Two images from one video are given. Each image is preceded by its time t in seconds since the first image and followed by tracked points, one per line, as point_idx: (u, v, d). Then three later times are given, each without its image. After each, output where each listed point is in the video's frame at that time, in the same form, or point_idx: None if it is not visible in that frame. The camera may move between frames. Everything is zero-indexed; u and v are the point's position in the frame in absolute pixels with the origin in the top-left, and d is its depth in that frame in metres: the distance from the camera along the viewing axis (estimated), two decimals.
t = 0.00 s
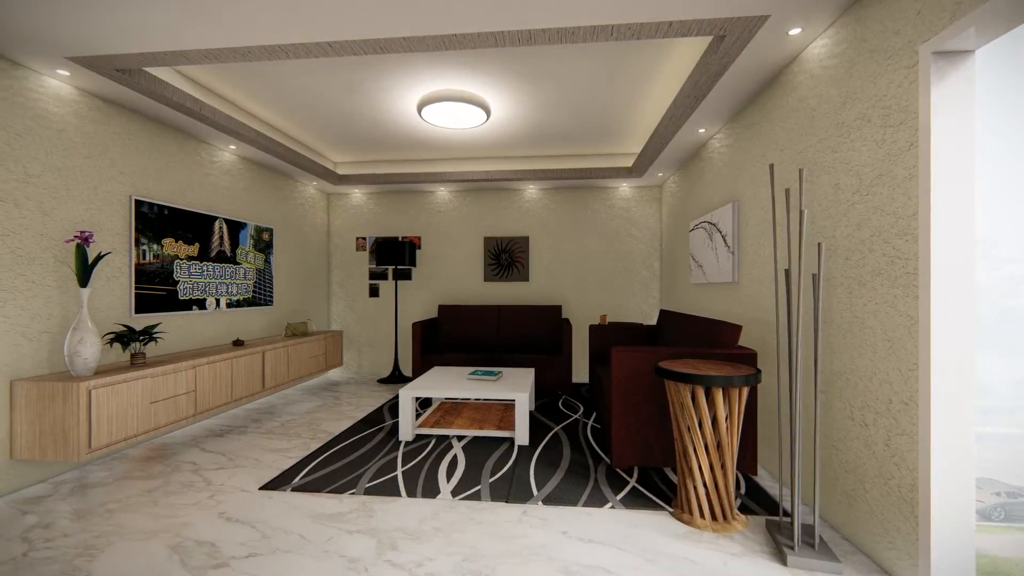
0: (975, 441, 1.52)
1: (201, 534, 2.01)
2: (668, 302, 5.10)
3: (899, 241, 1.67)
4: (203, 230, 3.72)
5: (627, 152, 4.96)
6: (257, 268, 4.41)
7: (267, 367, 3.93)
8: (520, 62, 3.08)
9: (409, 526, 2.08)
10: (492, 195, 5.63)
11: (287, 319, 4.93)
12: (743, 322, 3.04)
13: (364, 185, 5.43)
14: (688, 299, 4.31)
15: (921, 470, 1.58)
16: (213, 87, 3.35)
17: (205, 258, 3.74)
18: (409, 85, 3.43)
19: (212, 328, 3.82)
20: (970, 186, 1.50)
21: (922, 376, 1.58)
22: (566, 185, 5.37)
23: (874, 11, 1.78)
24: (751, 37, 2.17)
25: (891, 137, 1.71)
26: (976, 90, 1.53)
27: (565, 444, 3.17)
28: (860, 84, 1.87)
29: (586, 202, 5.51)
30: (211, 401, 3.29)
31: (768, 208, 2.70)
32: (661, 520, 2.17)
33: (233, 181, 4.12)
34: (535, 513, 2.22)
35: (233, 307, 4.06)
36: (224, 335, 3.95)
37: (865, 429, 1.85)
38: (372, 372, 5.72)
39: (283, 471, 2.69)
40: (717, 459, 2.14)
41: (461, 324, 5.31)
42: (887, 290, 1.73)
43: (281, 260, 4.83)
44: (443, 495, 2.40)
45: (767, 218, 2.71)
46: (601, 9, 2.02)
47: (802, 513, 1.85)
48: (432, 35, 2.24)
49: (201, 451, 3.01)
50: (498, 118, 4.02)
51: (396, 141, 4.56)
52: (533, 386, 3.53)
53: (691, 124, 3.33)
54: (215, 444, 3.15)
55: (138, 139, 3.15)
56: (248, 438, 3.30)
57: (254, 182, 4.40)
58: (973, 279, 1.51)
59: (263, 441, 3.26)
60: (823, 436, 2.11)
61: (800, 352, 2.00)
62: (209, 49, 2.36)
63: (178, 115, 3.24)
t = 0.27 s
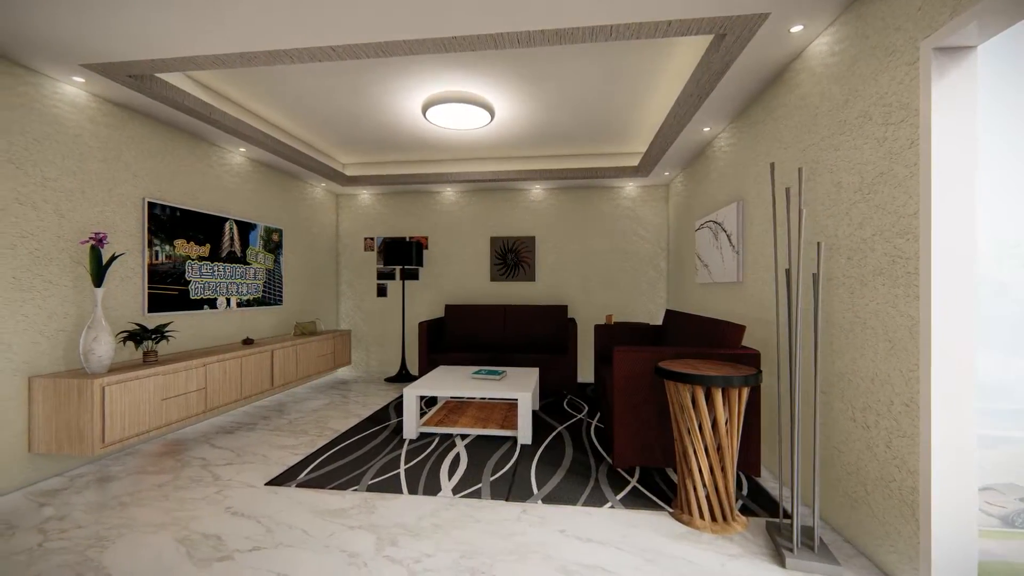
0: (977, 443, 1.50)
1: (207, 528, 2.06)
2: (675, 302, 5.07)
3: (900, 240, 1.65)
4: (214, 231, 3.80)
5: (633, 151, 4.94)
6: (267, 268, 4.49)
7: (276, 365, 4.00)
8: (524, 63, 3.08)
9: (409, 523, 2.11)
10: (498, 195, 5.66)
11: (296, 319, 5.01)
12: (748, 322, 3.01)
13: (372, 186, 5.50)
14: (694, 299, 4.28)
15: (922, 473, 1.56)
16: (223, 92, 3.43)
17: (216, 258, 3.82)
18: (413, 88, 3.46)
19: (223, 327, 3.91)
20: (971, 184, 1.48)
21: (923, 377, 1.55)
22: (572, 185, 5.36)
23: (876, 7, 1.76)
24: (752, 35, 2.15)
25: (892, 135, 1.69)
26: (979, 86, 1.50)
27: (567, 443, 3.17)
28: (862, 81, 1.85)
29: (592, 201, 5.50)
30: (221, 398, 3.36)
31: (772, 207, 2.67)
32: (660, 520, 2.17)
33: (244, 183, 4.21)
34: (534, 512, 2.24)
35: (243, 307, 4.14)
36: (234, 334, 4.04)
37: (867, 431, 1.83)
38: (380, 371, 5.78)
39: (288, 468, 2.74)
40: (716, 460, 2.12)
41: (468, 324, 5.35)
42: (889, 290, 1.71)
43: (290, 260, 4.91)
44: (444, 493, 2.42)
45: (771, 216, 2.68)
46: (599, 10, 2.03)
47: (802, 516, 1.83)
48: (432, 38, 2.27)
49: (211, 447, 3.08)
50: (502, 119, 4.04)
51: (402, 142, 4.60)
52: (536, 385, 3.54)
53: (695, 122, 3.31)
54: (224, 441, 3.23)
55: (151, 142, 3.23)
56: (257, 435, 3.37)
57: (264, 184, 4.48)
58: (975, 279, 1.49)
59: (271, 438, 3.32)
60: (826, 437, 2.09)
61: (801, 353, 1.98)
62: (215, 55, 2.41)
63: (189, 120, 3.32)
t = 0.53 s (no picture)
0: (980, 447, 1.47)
1: (214, 523, 2.11)
2: (682, 302, 5.03)
3: (903, 240, 1.62)
4: (224, 232, 3.87)
5: (639, 150, 4.91)
6: (276, 268, 4.56)
7: (284, 364, 4.07)
8: (528, 64, 3.09)
9: (410, 521, 2.13)
10: (504, 195, 5.67)
11: (305, 318, 5.08)
12: (753, 322, 2.98)
13: (380, 187, 5.55)
14: (700, 299, 4.25)
15: (925, 476, 1.53)
16: (233, 96, 3.49)
17: (226, 258, 3.89)
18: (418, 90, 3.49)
19: (233, 326, 3.98)
20: (975, 182, 1.45)
21: (925, 379, 1.53)
22: (578, 185, 5.36)
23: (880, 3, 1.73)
24: (755, 33, 2.14)
25: (895, 133, 1.66)
26: (983, 82, 1.47)
27: (570, 443, 3.17)
28: (865, 78, 1.82)
29: (599, 201, 5.49)
30: (230, 396, 3.43)
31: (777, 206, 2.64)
32: (660, 521, 2.16)
33: (254, 185, 4.28)
34: (534, 511, 2.24)
35: (252, 306, 4.22)
36: (244, 333, 4.11)
37: (870, 433, 1.80)
38: (387, 370, 5.84)
39: (294, 465, 2.78)
40: (717, 461, 2.11)
41: (474, 324, 5.37)
42: (892, 290, 1.68)
43: (299, 260, 4.98)
44: (446, 491, 2.44)
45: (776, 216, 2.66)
46: (599, 10, 2.03)
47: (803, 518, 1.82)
48: (433, 40, 2.29)
49: (220, 444, 3.14)
50: (507, 119, 4.05)
51: (409, 143, 4.64)
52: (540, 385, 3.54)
53: (700, 121, 3.28)
54: (233, 438, 3.29)
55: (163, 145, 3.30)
56: (265, 432, 3.43)
57: (273, 185, 4.55)
58: (979, 279, 1.46)
59: (278, 435, 3.38)
60: (829, 439, 2.06)
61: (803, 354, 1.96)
62: (222, 59, 2.46)
63: (200, 123, 3.39)
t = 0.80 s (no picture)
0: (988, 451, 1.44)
1: (220, 518, 2.15)
2: (689, 302, 4.99)
3: (909, 239, 1.59)
4: (234, 233, 3.93)
5: (645, 150, 4.89)
6: (285, 268, 4.62)
7: (292, 363, 4.12)
8: (532, 64, 3.09)
9: (412, 519, 2.15)
10: (511, 196, 5.68)
11: (313, 318, 5.14)
12: (760, 323, 2.95)
13: (387, 188, 5.59)
14: (707, 299, 4.21)
15: (931, 479, 1.50)
16: (242, 99, 3.55)
17: (235, 259, 3.96)
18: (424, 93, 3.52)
19: (242, 325, 4.05)
20: (980, 181, 1.43)
21: (931, 381, 1.50)
22: (584, 185, 5.34)
23: None
24: (758, 30, 2.12)
25: (900, 131, 1.64)
26: (990, 79, 1.44)
27: (574, 443, 3.17)
28: (871, 75, 1.80)
29: (605, 201, 5.47)
30: (239, 395, 3.48)
31: (783, 205, 2.61)
32: (662, 522, 2.15)
33: (263, 187, 4.34)
34: (536, 510, 2.25)
35: (261, 306, 4.28)
36: (253, 332, 4.18)
37: (875, 436, 1.77)
38: (395, 369, 5.88)
39: (300, 463, 2.82)
40: (719, 462, 2.09)
41: (480, 324, 5.38)
42: (897, 290, 1.66)
43: (307, 261, 5.04)
44: (448, 490, 2.46)
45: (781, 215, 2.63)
46: (599, 10, 2.03)
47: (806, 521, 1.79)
48: (436, 42, 2.30)
49: (229, 442, 3.20)
50: (512, 120, 4.06)
51: (415, 145, 4.68)
52: (544, 385, 3.54)
53: (706, 120, 3.26)
54: (241, 435, 3.35)
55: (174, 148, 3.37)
56: (273, 430, 3.48)
57: (282, 187, 4.61)
58: (986, 279, 1.44)
59: (285, 433, 3.43)
60: (834, 441, 2.03)
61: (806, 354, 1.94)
62: (229, 63, 2.50)
63: (210, 127, 3.45)
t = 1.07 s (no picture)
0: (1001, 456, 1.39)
1: (227, 515, 2.18)
2: (698, 302, 4.94)
3: (918, 238, 1.55)
4: (243, 234, 3.99)
5: (653, 148, 4.84)
6: (294, 268, 4.68)
7: (301, 362, 4.17)
8: (537, 64, 3.08)
9: (414, 518, 2.16)
10: (518, 196, 5.68)
11: (322, 318, 5.20)
12: (768, 323, 2.90)
13: (395, 189, 5.63)
14: (715, 299, 4.16)
15: (940, 485, 1.46)
16: (252, 102, 3.60)
17: (245, 259, 4.02)
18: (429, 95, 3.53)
19: (252, 325, 4.11)
20: (992, 178, 1.39)
21: (941, 384, 1.46)
22: (592, 184, 5.32)
23: None
24: (764, 26, 2.09)
25: (909, 127, 1.60)
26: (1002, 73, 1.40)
27: (578, 444, 3.16)
28: (879, 70, 1.75)
29: (613, 200, 5.44)
30: (248, 393, 3.53)
31: (792, 204, 2.56)
32: (665, 524, 2.13)
33: (273, 188, 4.40)
34: (538, 511, 2.24)
35: (271, 306, 4.34)
36: (262, 332, 4.24)
37: (884, 440, 1.73)
38: (403, 368, 5.92)
39: (307, 461, 2.85)
40: (724, 465, 2.05)
41: (487, 324, 5.39)
42: (906, 290, 1.62)
43: (316, 261, 5.10)
44: (451, 490, 2.46)
45: (789, 214, 2.58)
46: (601, 9, 2.02)
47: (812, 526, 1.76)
48: (438, 43, 2.31)
49: (238, 440, 3.25)
50: (518, 120, 4.06)
51: (422, 146, 4.70)
52: (550, 385, 3.53)
53: (713, 118, 3.22)
54: (250, 433, 3.40)
55: (185, 151, 3.43)
56: (281, 429, 3.53)
57: (291, 188, 4.67)
58: (998, 279, 1.39)
59: (294, 431, 3.47)
60: (843, 445, 1.99)
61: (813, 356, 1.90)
62: (237, 67, 2.54)
63: (220, 130, 3.51)
